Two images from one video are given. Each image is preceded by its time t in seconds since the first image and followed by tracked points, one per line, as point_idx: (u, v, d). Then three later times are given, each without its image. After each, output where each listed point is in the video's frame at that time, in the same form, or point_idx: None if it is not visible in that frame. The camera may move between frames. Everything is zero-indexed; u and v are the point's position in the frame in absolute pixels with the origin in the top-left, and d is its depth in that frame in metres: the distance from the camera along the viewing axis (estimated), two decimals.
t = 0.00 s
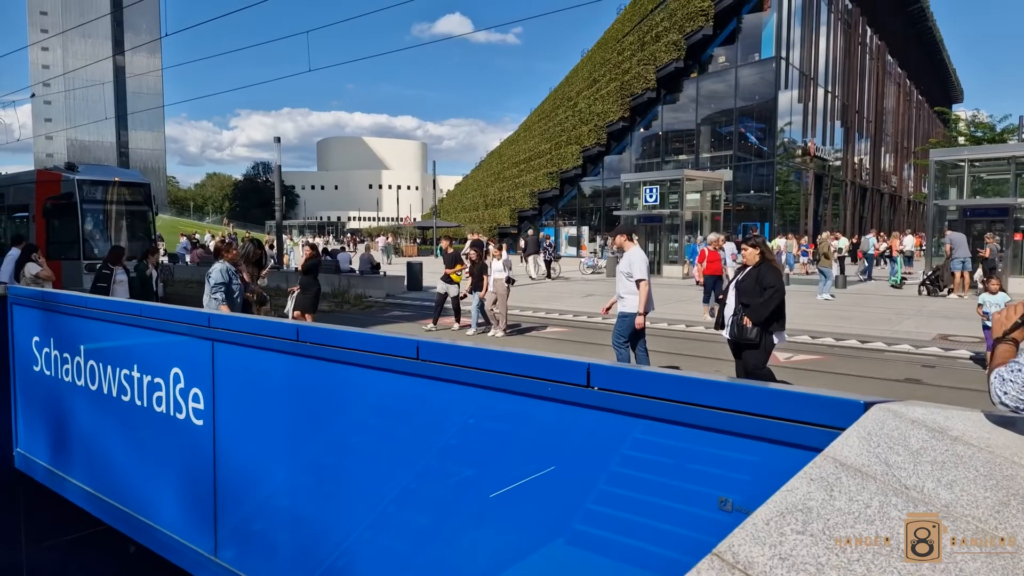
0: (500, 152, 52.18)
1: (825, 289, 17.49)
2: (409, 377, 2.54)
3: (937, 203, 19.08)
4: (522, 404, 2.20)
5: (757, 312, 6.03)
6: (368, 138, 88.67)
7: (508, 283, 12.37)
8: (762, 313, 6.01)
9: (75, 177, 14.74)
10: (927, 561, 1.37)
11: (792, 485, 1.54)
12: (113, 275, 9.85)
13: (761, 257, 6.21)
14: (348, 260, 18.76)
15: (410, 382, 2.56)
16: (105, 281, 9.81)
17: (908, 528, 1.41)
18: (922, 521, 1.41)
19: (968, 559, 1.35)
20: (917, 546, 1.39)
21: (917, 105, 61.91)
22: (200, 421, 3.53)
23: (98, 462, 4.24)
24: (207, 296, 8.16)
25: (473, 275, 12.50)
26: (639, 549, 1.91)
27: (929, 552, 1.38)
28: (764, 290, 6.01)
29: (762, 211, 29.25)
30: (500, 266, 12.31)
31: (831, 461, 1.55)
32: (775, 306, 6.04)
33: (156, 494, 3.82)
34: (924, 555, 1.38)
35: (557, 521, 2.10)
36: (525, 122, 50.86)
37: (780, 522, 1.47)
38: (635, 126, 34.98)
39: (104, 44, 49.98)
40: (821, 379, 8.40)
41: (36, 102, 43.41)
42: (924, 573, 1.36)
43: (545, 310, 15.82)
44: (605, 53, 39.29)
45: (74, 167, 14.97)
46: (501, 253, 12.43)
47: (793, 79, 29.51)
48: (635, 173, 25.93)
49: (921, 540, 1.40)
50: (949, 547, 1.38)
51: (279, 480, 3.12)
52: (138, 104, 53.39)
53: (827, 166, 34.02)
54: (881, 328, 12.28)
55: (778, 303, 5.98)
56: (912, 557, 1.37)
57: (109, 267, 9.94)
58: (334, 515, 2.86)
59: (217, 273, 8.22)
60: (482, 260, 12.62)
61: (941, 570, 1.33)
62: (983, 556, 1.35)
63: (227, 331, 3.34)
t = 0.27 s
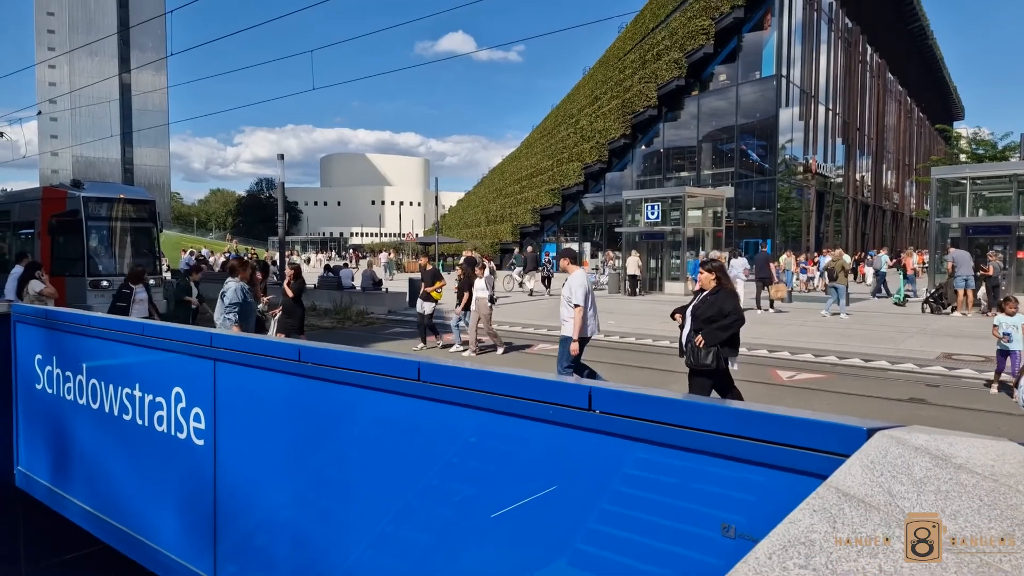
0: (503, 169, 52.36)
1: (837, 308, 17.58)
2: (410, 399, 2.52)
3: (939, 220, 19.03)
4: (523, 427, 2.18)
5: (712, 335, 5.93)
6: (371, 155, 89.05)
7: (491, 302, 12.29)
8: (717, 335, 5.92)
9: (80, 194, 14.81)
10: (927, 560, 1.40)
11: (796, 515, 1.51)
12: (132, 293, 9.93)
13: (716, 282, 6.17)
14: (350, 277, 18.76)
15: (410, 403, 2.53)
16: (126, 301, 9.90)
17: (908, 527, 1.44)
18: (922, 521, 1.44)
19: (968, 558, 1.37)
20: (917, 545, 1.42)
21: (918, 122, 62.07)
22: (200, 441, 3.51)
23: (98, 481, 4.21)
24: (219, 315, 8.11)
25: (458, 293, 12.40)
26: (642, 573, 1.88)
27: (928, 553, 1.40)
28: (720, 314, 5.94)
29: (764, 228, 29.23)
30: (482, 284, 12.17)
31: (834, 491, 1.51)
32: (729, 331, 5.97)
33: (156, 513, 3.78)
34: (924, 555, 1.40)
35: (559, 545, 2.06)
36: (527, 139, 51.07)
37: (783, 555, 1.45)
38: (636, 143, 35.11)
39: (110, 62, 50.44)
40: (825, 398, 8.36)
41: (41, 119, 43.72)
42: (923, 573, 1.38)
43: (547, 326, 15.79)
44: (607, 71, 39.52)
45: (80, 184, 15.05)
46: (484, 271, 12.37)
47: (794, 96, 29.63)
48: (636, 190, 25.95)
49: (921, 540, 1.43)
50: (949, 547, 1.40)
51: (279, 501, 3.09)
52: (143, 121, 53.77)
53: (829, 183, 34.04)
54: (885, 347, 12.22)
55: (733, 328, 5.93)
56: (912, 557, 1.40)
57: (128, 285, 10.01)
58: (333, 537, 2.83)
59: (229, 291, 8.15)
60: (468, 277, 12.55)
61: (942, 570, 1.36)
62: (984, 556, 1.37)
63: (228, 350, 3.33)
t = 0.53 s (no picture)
0: (506, 182, 52.49)
1: (845, 322, 17.38)
2: (413, 417, 2.51)
3: (944, 234, 18.96)
4: (525, 446, 2.16)
5: (653, 345, 5.92)
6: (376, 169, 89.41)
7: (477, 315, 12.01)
8: (656, 344, 5.89)
9: (88, 208, 14.90)
10: (927, 559, 1.41)
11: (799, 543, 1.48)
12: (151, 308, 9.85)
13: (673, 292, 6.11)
14: (354, 290, 18.78)
15: (413, 421, 2.52)
16: (147, 316, 9.84)
17: (909, 527, 1.45)
18: (922, 522, 1.45)
19: (969, 557, 1.38)
20: (916, 544, 1.44)
21: (922, 136, 62.10)
22: (203, 457, 3.49)
23: (101, 496, 4.19)
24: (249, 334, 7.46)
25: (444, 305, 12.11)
26: None
27: (930, 552, 1.42)
28: (660, 324, 5.90)
29: (767, 241, 29.20)
30: (467, 297, 11.91)
31: (838, 516, 1.48)
32: (668, 339, 5.87)
33: (158, 529, 3.77)
34: (925, 555, 1.42)
35: (562, 565, 2.04)
36: (531, 153, 51.24)
37: None
38: (640, 157, 35.23)
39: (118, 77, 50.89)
40: (830, 413, 8.30)
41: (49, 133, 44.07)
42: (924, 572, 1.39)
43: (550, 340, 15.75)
44: (610, 85, 39.70)
45: (87, 199, 15.15)
46: (472, 284, 12.20)
47: (797, 110, 29.70)
48: (639, 204, 25.99)
49: (922, 540, 1.44)
50: (950, 548, 1.41)
51: (280, 518, 3.07)
52: (150, 136, 54.14)
53: (832, 197, 34.04)
54: (891, 362, 12.14)
55: (672, 338, 5.82)
56: (912, 557, 1.42)
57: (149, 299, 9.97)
58: (334, 555, 2.80)
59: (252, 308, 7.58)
60: (454, 291, 12.36)
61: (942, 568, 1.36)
62: (984, 554, 1.37)
63: (231, 367, 3.32)
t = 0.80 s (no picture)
0: (510, 197, 52.63)
1: (850, 337, 17.27)
2: (415, 436, 2.50)
3: (948, 250, 18.92)
4: (526, 467, 2.15)
5: (594, 359, 5.92)
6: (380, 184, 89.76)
7: (461, 333, 11.97)
8: (597, 358, 5.89)
9: (94, 224, 14.99)
10: (929, 562, 1.46)
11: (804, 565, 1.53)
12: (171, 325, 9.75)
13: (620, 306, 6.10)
14: (358, 305, 18.80)
15: (413, 441, 2.51)
16: (165, 333, 9.76)
17: (909, 528, 1.48)
18: (924, 521, 1.48)
19: (963, 558, 1.44)
20: (918, 546, 1.48)
21: (925, 152, 62.17)
22: (205, 475, 3.48)
23: (101, 514, 4.18)
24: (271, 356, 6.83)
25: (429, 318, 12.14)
26: None
27: (930, 554, 1.47)
28: (601, 335, 5.89)
29: (772, 256, 29.15)
30: (451, 315, 11.83)
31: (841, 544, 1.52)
32: (605, 351, 5.83)
33: (158, 549, 3.75)
34: (926, 556, 1.47)
35: None
36: (534, 168, 51.41)
37: None
38: (643, 172, 35.34)
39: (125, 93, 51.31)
40: (834, 431, 8.26)
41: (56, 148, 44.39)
42: (926, 573, 1.45)
43: (553, 356, 15.72)
44: (613, 101, 39.90)
45: (94, 214, 15.23)
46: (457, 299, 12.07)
47: (800, 126, 29.77)
48: (643, 219, 26.03)
49: (923, 540, 1.48)
50: (949, 547, 1.46)
51: (280, 536, 3.06)
52: (156, 151, 54.49)
53: (836, 212, 34.03)
54: (896, 379, 12.08)
55: (611, 350, 5.80)
56: (914, 557, 1.47)
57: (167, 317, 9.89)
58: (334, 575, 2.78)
59: (278, 326, 6.94)
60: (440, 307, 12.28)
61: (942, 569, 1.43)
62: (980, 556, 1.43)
63: (234, 385, 3.32)
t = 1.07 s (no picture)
0: (513, 211, 52.75)
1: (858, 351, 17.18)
2: (416, 456, 2.49)
3: (951, 265, 18.86)
4: (526, 488, 2.13)
5: (552, 377, 5.89)
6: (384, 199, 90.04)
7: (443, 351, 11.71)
8: (553, 375, 5.87)
9: (102, 239, 15.07)
10: (929, 561, 1.45)
11: None
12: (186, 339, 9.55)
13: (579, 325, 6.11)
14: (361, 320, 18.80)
15: (413, 460, 2.50)
16: (181, 348, 9.60)
17: (908, 528, 1.48)
18: (923, 521, 1.48)
19: (963, 558, 1.43)
20: (918, 546, 1.47)
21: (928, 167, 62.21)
22: (205, 494, 3.47)
23: (101, 532, 4.16)
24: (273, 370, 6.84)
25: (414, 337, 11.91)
26: None
27: (930, 554, 1.46)
28: (558, 352, 5.88)
29: (775, 271, 29.06)
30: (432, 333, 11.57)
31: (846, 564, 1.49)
32: (561, 368, 5.81)
33: (158, 567, 3.73)
34: (924, 556, 1.46)
35: None
36: (538, 182, 51.51)
37: None
38: (646, 187, 35.42)
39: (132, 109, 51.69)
40: (839, 448, 8.19)
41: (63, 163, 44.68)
42: (923, 571, 1.45)
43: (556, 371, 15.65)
44: (616, 116, 40.06)
45: (101, 229, 15.31)
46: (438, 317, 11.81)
47: (802, 141, 29.80)
48: (646, 234, 26.04)
49: (921, 539, 1.48)
50: (950, 546, 1.46)
51: (280, 555, 3.04)
52: (162, 167, 54.84)
53: (839, 227, 34.00)
54: (901, 395, 12.00)
55: (567, 367, 5.78)
56: (913, 557, 1.46)
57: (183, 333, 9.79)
58: None
59: (280, 342, 6.95)
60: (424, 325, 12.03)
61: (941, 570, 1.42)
62: (980, 556, 1.42)
63: (236, 403, 3.32)
